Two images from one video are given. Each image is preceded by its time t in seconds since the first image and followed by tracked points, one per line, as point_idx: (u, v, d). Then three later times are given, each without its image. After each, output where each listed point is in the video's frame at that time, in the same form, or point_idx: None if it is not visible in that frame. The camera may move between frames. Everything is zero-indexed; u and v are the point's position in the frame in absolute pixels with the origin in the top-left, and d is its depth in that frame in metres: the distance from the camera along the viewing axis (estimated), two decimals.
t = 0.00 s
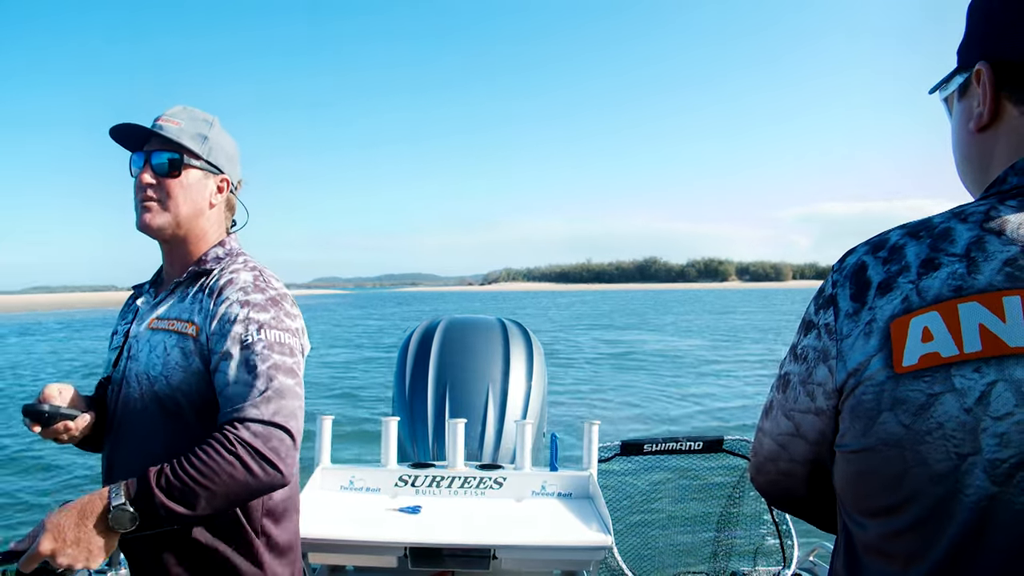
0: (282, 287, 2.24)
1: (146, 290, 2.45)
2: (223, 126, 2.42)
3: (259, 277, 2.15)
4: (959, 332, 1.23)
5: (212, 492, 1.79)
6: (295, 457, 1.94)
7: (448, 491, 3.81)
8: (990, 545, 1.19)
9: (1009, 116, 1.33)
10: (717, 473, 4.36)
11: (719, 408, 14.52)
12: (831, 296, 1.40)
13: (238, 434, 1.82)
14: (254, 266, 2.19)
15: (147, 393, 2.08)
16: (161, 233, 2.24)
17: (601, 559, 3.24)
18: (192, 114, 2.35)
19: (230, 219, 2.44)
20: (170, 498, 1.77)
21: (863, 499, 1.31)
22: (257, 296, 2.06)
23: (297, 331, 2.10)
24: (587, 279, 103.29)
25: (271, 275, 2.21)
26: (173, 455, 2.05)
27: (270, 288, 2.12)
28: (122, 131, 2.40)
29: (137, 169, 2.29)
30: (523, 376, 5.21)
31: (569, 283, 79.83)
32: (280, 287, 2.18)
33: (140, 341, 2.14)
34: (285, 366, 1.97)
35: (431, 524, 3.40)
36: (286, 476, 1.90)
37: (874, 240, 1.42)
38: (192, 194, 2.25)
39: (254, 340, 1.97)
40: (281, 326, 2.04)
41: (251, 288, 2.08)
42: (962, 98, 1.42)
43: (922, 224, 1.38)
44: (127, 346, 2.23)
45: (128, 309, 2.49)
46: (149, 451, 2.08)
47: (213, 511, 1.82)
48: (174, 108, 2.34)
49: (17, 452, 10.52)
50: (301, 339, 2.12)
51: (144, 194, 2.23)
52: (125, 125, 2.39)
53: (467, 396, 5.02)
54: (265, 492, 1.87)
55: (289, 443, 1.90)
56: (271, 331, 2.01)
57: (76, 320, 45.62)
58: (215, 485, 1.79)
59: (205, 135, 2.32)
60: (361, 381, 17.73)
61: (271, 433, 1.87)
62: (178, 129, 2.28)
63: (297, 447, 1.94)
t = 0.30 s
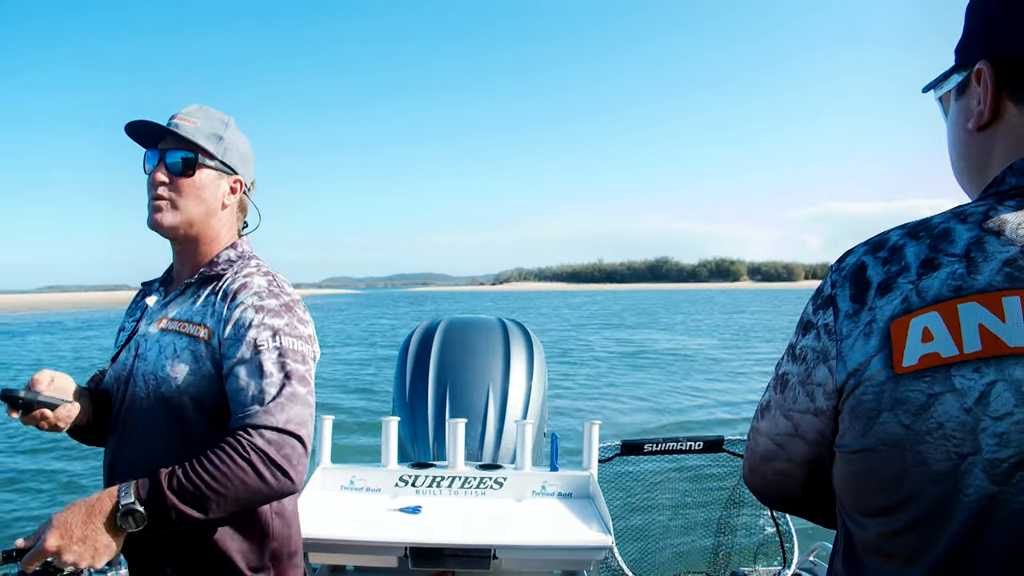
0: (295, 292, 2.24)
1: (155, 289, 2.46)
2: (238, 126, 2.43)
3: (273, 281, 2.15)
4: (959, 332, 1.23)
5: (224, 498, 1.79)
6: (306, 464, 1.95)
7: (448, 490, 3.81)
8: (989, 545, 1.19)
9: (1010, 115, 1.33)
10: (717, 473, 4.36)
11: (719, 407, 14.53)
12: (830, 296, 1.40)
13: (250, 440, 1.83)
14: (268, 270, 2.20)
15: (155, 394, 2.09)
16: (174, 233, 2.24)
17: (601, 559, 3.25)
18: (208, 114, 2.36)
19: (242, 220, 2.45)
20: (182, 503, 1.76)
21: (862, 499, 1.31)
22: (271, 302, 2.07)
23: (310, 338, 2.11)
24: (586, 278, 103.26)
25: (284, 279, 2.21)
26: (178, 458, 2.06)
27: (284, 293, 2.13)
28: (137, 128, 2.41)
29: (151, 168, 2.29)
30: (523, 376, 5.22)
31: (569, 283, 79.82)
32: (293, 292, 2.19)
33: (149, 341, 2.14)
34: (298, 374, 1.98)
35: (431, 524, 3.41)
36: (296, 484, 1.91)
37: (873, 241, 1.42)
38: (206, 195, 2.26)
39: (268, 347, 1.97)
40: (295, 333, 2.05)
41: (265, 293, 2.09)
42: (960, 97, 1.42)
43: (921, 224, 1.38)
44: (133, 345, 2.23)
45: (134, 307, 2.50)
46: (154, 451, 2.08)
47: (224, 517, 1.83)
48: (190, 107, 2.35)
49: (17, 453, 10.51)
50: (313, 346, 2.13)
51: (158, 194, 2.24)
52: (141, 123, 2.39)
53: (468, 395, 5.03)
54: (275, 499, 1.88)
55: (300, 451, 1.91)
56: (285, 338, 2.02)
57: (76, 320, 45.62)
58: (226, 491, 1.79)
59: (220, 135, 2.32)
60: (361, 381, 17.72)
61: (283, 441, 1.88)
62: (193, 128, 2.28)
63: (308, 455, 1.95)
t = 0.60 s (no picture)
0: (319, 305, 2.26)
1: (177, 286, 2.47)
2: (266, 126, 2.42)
3: (300, 293, 2.17)
4: (959, 337, 1.23)
5: (195, 499, 1.76)
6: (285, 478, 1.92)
7: (449, 490, 3.81)
8: (991, 550, 1.19)
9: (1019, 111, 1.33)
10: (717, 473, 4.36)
11: (719, 406, 14.52)
12: (828, 300, 1.40)
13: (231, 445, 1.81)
14: (296, 281, 2.21)
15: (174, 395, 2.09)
16: (200, 234, 2.26)
17: (603, 559, 3.25)
18: (236, 113, 2.35)
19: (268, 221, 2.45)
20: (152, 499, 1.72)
21: (862, 504, 1.31)
22: (295, 313, 2.08)
23: (327, 355, 2.11)
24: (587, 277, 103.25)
25: (311, 292, 2.23)
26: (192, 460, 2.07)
27: (309, 305, 2.14)
28: (163, 130, 2.40)
29: (178, 168, 2.30)
30: (524, 376, 5.22)
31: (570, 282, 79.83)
32: (319, 306, 2.20)
33: (170, 341, 2.14)
34: (302, 387, 1.98)
35: (431, 524, 3.40)
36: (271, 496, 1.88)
37: (871, 243, 1.42)
38: (233, 196, 2.26)
39: (279, 357, 1.98)
40: (311, 347, 2.06)
41: (290, 304, 2.10)
42: (959, 91, 1.41)
43: (919, 227, 1.38)
44: (151, 342, 2.22)
45: (154, 299, 2.49)
46: (169, 451, 2.08)
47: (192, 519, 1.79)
48: (218, 107, 2.35)
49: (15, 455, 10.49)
50: (328, 365, 2.14)
51: (186, 195, 2.25)
52: (168, 125, 2.39)
53: (469, 395, 5.03)
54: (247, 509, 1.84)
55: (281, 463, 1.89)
56: (300, 351, 2.02)
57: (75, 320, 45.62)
58: (198, 492, 1.75)
59: (247, 135, 2.32)
60: (360, 380, 17.72)
61: (265, 451, 1.86)
62: (219, 129, 2.28)
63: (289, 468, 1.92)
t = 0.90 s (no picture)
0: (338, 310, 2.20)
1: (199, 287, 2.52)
2: (273, 124, 2.39)
3: (316, 292, 2.12)
4: (956, 340, 1.22)
5: (131, 420, 1.46)
6: (238, 428, 1.62)
7: (450, 490, 3.80)
8: (990, 553, 1.19)
9: (1019, 109, 1.32)
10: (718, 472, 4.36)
11: (719, 405, 14.51)
12: (824, 302, 1.40)
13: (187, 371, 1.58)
14: (315, 283, 2.17)
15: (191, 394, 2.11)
16: (221, 247, 2.28)
17: (603, 559, 3.24)
18: (240, 117, 2.32)
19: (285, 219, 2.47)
20: (81, 412, 1.43)
21: (860, 507, 1.30)
22: (305, 304, 2.01)
23: (329, 350, 1.97)
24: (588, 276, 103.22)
25: (329, 294, 2.17)
26: (202, 480, 2.07)
27: (322, 303, 2.08)
28: (172, 148, 2.39)
29: (192, 183, 2.30)
30: (525, 376, 5.22)
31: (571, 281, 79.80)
32: (334, 308, 2.13)
33: (189, 342, 2.18)
34: (287, 358, 1.80)
35: (431, 524, 3.40)
36: (216, 438, 1.57)
37: (866, 244, 1.41)
38: (249, 206, 2.27)
39: (274, 330, 1.85)
40: (313, 335, 1.93)
41: (303, 297, 2.05)
42: (956, 89, 1.40)
43: (915, 228, 1.37)
44: (172, 342, 2.26)
45: (173, 299, 2.56)
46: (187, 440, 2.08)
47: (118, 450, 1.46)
48: (220, 112, 2.31)
49: (16, 458, 10.49)
50: (328, 362, 1.96)
51: (203, 210, 2.25)
52: (176, 144, 2.38)
53: (470, 395, 5.02)
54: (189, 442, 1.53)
55: (239, 405, 1.63)
56: (297, 331, 1.89)
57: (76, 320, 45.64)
58: (140, 413, 1.47)
59: (257, 142, 2.30)
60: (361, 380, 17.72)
61: (222, 386, 1.61)
62: (229, 139, 2.26)
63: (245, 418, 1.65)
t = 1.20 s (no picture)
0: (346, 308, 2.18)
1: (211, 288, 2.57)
2: (265, 123, 2.39)
3: (320, 286, 2.11)
4: (959, 339, 1.22)
5: (123, 348, 1.45)
6: (224, 390, 1.60)
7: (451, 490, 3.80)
8: (991, 554, 1.19)
9: (1018, 110, 1.32)
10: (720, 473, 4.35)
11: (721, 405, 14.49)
12: (823, 302, 1.40)
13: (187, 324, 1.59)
14: (321, 281, 2.17)
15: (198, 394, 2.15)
16: (230, 254, 2.29)
17: (605, 559, 3.24)
18: (230, 122, 2.30)
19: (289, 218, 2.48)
20: (76, 332, 1.44)
21: (861, 508, 1.30)
22: (306, 294, 2.00)
23: (330, 340, 1.94)
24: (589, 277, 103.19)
25: (333, 291, 2.16)
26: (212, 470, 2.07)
27: (324, 296, 2.06)
28: (170, 160, 2.39)
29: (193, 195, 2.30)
30: (526, 376, 5.22)
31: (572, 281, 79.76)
32: (342, 305, 2.11)
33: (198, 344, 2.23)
34: (284, 338, 1.78)
35: (433, 524, 3.40)
36: (200, 394, 1.55)
37: (865, 245, 1.41)
38: (253, 210, 2.27)
39: (273, 311, 1.84)
40: (314, 323, 1.91)
41: (306, 290, 2.04)
42: (955, 89, 1.40)
43: (914, 228, 1.37)
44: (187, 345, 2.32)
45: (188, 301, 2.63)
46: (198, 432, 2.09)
47: (102, 381, 1.44)
48: (212, 118, 2.30)
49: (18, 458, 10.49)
50: (329, 352, 1.94)
51: (207, 219, 2.26)
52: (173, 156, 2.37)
53: (471, 395, 5.02)
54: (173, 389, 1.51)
55: (229, 367, 1.61)
56: (297, 315, 1.87)
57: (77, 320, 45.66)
58: (133, 347, 1.46)
59: (253, 145, 2.30)
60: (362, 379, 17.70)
61: (216, 343, 1.61)
62: (225, 145, 2.26)
63: (233, 382, 1.62)
